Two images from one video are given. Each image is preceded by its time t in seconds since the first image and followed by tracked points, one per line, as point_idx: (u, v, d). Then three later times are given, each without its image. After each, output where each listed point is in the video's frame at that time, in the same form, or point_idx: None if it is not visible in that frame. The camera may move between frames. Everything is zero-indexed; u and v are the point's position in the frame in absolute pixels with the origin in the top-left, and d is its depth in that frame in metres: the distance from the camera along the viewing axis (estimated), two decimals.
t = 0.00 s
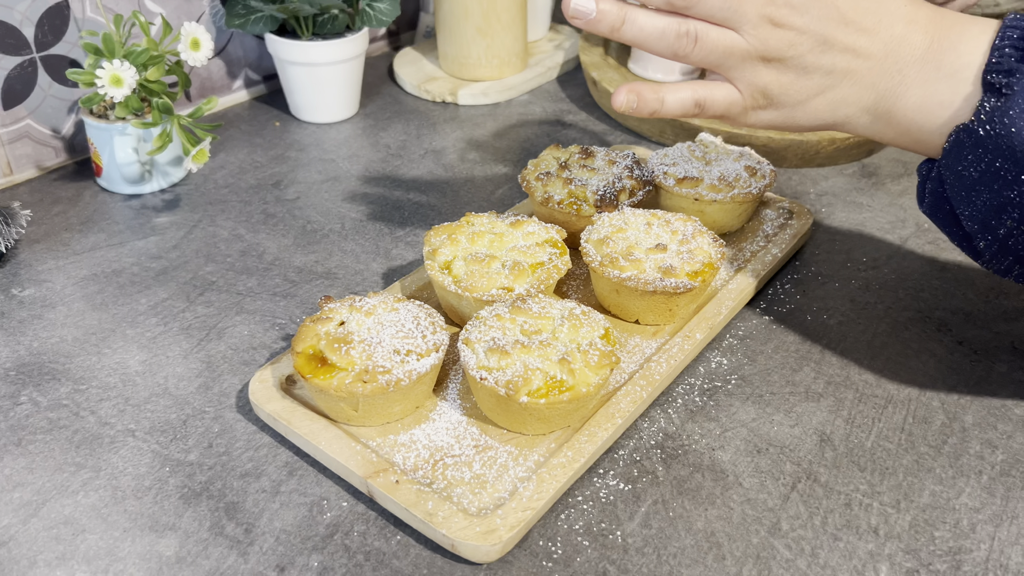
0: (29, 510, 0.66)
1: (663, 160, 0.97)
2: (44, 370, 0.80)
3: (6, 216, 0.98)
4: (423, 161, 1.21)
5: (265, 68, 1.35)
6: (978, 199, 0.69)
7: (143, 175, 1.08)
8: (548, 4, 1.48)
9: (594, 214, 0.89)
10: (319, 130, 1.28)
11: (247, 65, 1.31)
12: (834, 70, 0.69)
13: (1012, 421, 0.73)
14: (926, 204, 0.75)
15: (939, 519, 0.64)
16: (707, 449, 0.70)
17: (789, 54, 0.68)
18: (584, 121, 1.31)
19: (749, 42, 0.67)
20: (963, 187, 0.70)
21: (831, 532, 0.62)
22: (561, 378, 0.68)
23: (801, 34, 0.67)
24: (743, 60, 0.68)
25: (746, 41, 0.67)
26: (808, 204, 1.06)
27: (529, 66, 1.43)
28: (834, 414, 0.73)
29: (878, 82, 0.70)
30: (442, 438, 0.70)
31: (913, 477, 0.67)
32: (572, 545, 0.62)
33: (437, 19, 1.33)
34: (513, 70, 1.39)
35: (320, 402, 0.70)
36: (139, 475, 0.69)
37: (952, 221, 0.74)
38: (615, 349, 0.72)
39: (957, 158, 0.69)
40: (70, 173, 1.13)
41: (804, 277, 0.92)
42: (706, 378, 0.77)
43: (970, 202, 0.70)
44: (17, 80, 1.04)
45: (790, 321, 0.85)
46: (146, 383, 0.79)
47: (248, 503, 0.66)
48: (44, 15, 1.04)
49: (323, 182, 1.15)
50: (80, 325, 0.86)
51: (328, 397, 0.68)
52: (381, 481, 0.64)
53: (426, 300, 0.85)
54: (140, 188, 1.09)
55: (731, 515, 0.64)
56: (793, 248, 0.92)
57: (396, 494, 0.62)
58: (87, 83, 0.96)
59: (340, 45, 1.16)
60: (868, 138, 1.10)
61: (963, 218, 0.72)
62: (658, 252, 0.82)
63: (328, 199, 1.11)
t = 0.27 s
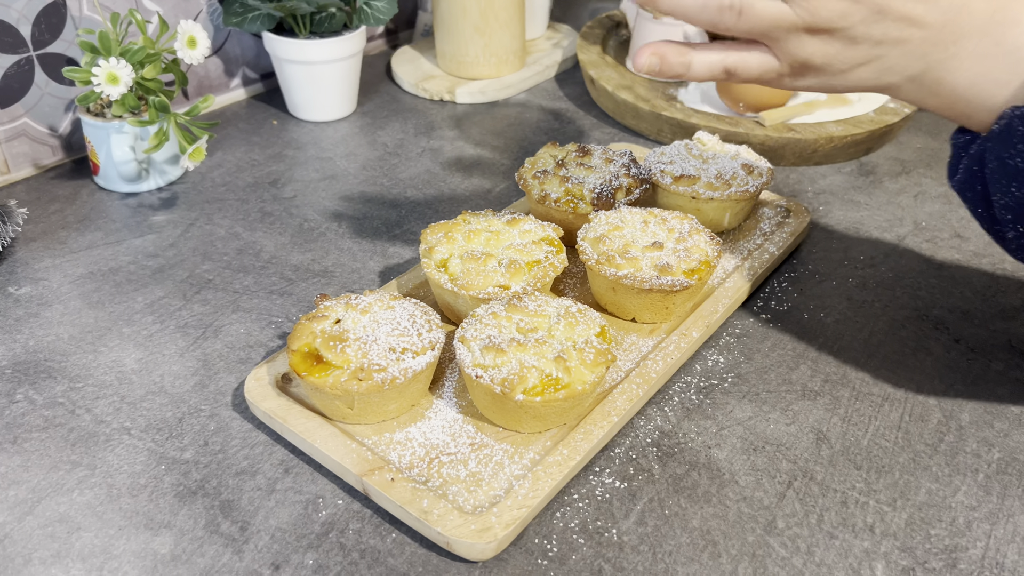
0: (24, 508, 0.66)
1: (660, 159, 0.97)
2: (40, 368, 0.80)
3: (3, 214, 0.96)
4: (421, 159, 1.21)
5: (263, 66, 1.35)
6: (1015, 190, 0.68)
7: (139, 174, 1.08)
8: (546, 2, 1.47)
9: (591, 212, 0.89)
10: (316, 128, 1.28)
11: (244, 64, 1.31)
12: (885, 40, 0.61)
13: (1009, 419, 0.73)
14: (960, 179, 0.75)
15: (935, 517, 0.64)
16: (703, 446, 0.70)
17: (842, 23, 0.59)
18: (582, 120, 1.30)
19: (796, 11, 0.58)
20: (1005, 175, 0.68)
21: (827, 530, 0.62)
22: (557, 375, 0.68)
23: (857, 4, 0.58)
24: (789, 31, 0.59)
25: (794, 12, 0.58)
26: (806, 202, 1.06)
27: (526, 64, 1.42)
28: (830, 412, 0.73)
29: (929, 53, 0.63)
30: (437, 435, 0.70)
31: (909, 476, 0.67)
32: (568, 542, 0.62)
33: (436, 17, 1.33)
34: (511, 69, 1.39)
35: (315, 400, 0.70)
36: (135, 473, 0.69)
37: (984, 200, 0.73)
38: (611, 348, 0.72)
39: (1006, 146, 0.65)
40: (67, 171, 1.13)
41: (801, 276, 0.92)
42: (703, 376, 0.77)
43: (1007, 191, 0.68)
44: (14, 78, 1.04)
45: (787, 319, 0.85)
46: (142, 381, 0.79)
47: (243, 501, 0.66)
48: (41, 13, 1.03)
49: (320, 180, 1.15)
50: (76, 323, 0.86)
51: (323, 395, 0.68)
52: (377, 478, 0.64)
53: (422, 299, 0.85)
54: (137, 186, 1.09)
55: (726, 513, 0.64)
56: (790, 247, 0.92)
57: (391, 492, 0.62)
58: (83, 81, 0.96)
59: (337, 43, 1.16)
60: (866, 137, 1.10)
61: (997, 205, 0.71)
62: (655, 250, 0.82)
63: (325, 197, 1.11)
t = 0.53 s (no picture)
0: (22, 509, 0.66)
1: (660, 158, 0.97)
2: (39, 368, 0.80)
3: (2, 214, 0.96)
4: (420, 159, 1.21)
5: (262, 65, 1.35)
6: None
7: (138, 173, 1.08)
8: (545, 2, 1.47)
9: (590, 212, 0.89)
10: (315, 128, 1.28)
11: (244, 63, 1.31)
12: None
13: (1008, 419, 0.73)
14: None
15: (933, 517, 0.63)
16: (702, 447, 0.69)
17: None
18: (581, 119, 1.30)
19: None
20: None
21: (825, 531, 0.62)
22: (555, 376, 0.68)
23: None
24: None
25: None
26: (805, 202, 1.06)
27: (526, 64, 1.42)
28: (829, 412, 0.73)
29: None
30: (436, 436, 0.69)
31: (908, 476, 0.67)
32: (567, 543, 0.62)
33: (435, 16, 1.33)
34: (511, 69, 1.39)
35: (313, 400, 0.69)
36: (133, 473, 0.69)
37: None
38: (610, 348, 0.72)
39: None
40: (66, 171, 1.13)
41: (800, 276, 0.92)
42: (702, 377, 0.77)
43: None
44: (13, 78, 1.04)
45: (786, 319, 0.85)
46: (141, 381, 0.79)
47: (241, 502, 0.66)
48: (40, 12, 1.03)
49: (319, 180, 1.15)
50: (74, 323, 0.86)
51: (321, 395, 0.67)
52: (375, 479, 0.64)
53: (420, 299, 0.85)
54: (135, 186, 1.09)
55: (725, 513, 0.63)
56: (789, 247, 0.92)
57: (389, 492, 0.62)
58: (82, 81, 0.96)
59: (336, 43, 1.16)
60: (866, 137, 1.10)
61: None
62: (654, 250, 0.81)
63: (324, 197, 1.11)
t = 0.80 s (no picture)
0: (22, 509, 0.66)
1: (661, 158, 0.97)
2: (39, 369, 0.80)
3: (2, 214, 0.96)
4: (420, 159, 1.21)
5: (262, 66, 1.35)
6: None
7: (139, 174, 1.08)
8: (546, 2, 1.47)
9: (591, 212, 0.89)
10: (316, 128, 1.28)
11: (244, 63, 1.31)
12: None
13: (1009, 420, 0.73)
14: None
15: (934, 518, 0.63)
16: (703, 447, 0.69)
17: None
18: (582, 119, 1.30)
19: None
20: None
21: (826, 531, 0.62)
22: (556, 376, 0.67)
23: None
24: None
25: None
26: (806, 202, 1.06)
27: (526, 64, 1.42)
28: (830, 413, 0.73)
29: None
30: (436, 436, 0.69)
31: (909, 477, 0.67)
32: (567, 544, 0.62)
33: (435, 17, 1.33)
34: (511, 68, 1.39)
35: (313, 401, 0.69)
36: (133, 474, 0.69)
37: None
38: (610, 348, 0.71)
39: None
40: (66, 171, 1.13)
41: (801, 276, 0.91)
42: (703, 377, 0.77)
43: None
44: (13, 78, 1.04)
45: (787, 320, 0.85)
46: (141, 381, 0.79)
47: (242, 502, 0.66)
48: (40, 13, 1.03)
49: (319, 180, 1.15)
50: (75, 324, 0.86)
51: (322, 396, 0.67)
52: (375, 480, 0.64)
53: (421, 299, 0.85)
54: (136, 186, 1.09)
55: (726, 514, 0.63)
56: (789, 247, 0.91)
57: (390, 493, 0.62)
58: (82, 81, 0.96)
59: (337, 43, 1.16)
60: (867, 137, 1.10)
61: None
62: (654, 250, 0.81)
63: (324, 198, 1.11)
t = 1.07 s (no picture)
0: (23, 512, 0.66)
1: (661, 161, 0.97)
2: (40, 372, 0.80)
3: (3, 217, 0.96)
4: (421, 161, 1.21)
5: (263, 68, 1.35)
6: None
7: (140, 176, 1.08)
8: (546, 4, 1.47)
9: (591, 215, 0.89)
10: (316, 130, 1.28)
11: (245, 66, 1.31)
12: None
13: (1008, 424, 0.73)
14: None
15: (933, 522, 0.63)
16: (702, 451, 0.69)
17: None
18: (582, 121, 1.30)
19: None
20: None
21: (825, 535, 0.62)
22: (556, 380, 0.68)
23: None
24: None
25: None
26: (806, 205, 1.06)
27: (527, 66, 1.42)
28: (829, 416, 0.73)
29: None
30: (436, 440, 0.70)
31: (908, 480, 0.67)
32: (567, 548, 0.62)
33: (436, 19, 1.33)
34: (512, 70, 1.39)
35: (314, 404, 0.70)
36: (134, 477, 0.69)
37: None
38: (610, 352, 0.72)
39: None
40: (68, 174, 1.13)
41: (801, 279, 0.92)
42: (703, 380, 0.77)
43: None
44: (15, 81, 1.04)
45: (786, 323, 0.85)
46: (142, 384, 0.79)
47: (242, 506, 0.66)
48: (42, 16, 1.03)
49: (320, 182, 1.15)
50: (76, 327, 0.86)
51: (322, 400, 0.68)
52: (376, 483, 0.64)
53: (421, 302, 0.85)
54: (137, 189, 1.09)
55: (725, 518, 0.64)
56: (789, 250, 0.92)
57: (390, 497, 0.62)
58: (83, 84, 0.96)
59: (337, 46, 1.16)
60: (867, 140, 1.10)
61: None
62: (654, 253, 0.81)
63: (325, 200, 1.11)
